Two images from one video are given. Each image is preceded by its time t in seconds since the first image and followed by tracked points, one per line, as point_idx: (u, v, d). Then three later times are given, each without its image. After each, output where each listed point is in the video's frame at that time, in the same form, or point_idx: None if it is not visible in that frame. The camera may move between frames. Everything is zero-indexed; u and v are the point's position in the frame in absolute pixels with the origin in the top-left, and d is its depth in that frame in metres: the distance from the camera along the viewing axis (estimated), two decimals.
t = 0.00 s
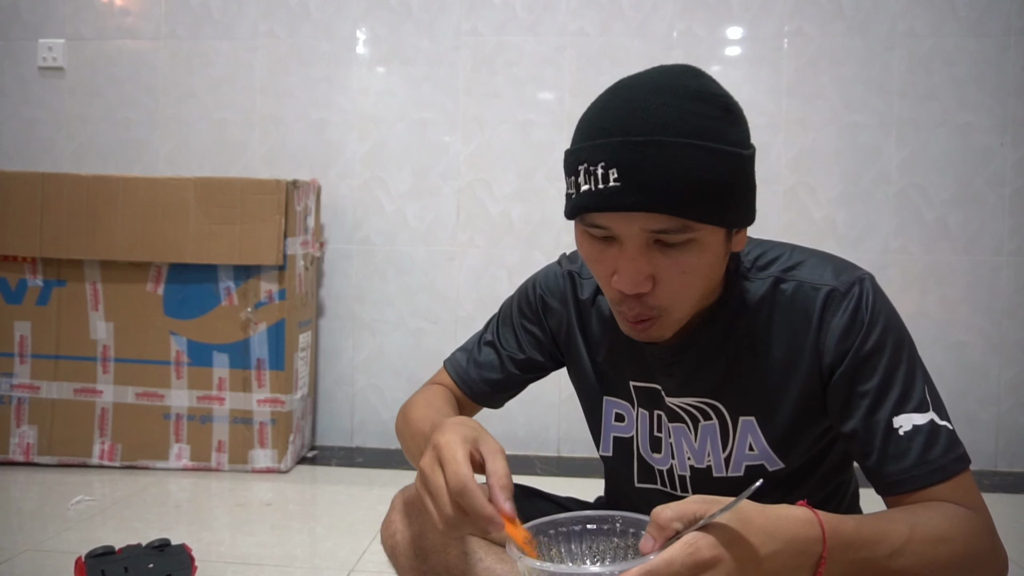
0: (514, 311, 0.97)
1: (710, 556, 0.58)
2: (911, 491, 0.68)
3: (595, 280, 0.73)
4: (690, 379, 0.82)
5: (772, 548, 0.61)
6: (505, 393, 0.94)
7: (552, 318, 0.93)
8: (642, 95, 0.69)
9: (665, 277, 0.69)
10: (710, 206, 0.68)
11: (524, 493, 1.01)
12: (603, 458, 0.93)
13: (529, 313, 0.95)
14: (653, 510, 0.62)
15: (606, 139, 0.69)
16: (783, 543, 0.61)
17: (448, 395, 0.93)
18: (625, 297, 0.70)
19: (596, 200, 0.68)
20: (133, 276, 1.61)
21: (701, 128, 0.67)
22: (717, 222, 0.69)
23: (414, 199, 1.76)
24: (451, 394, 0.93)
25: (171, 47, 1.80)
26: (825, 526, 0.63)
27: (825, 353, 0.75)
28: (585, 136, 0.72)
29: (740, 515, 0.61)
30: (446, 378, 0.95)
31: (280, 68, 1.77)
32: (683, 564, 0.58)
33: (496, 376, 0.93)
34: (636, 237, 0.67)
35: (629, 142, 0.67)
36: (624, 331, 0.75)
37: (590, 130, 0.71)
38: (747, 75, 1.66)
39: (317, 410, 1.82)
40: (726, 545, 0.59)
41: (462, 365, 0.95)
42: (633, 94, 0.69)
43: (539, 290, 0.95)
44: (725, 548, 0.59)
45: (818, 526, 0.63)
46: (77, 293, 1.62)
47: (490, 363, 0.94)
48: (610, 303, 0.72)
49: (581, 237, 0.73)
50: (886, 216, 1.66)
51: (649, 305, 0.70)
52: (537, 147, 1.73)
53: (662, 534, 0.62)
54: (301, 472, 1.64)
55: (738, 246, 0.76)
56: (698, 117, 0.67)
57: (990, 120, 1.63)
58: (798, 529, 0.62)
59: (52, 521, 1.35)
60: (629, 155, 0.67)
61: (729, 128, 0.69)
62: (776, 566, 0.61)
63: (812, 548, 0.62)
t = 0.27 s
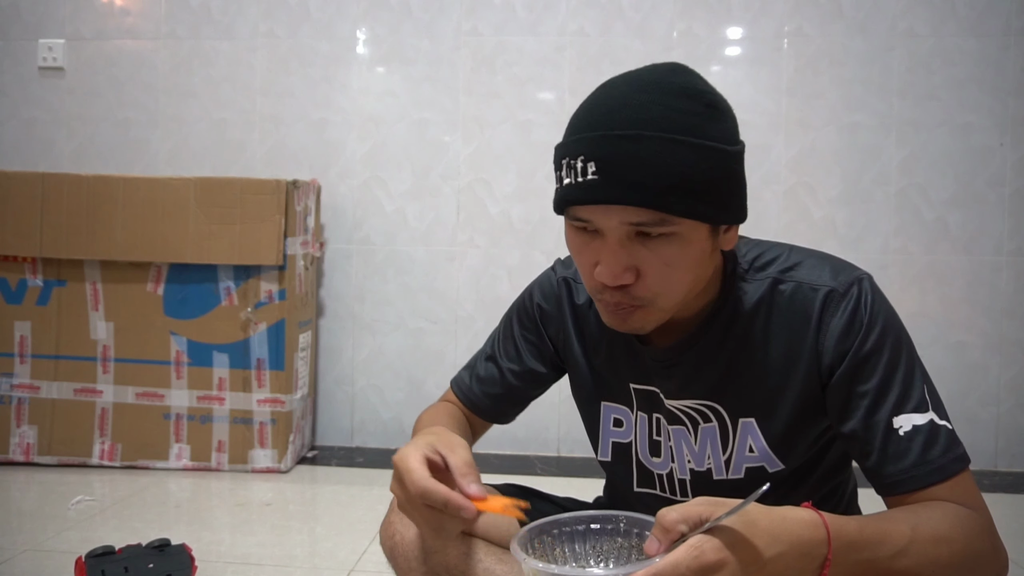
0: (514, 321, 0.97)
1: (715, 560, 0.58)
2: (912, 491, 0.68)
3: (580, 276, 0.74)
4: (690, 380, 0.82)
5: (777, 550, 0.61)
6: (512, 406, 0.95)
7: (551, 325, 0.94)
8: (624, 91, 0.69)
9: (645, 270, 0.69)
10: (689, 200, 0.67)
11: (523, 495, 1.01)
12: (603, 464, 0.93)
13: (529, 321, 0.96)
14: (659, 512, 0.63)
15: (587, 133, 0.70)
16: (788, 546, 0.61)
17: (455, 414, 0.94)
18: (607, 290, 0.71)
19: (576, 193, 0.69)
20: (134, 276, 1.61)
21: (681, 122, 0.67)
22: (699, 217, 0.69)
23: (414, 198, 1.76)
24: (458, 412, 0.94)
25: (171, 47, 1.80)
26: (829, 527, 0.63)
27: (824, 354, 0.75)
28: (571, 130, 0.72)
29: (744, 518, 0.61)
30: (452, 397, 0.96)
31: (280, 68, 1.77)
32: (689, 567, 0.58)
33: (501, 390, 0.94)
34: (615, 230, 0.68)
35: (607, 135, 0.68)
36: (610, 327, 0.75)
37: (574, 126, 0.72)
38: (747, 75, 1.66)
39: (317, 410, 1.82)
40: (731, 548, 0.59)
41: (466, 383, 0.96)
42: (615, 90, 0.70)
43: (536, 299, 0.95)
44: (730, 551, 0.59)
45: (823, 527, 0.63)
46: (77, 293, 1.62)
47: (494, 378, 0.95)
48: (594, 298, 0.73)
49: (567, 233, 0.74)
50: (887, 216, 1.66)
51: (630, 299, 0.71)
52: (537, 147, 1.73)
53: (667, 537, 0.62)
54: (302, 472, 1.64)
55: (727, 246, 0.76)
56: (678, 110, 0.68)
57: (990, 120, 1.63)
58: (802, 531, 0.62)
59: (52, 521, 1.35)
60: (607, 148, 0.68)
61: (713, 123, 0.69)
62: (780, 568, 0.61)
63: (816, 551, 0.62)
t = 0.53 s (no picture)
0: (514, 334, 0.97)
1: (708, 560, 0.58)
2: (907, 488, 0.68)
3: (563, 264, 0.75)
4: (685, 379, 0.82)
5: (772, 550, 0.60)
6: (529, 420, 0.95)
7: (551, 334, 0.94)
8: (599, 83, 0.73)
9: (619, 252, 0.70)
10: (660, 181, 0.69)
11: (525, 495, 1.00)
12: (601, 467, 0.93)
13: (529, 331, 0.95)
14: (653, 512, 0.63)
15: (564, 122, 0.73)
16: (783, 546, 0.61)
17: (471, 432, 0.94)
18: (585, 275, 0.72)
19: (551, 178, 0.72)
20: (134, 275, 1.61)
21: (651, 108, 0.70)
22: (672, 200, 0.70)
23: (414, 199, 1.76)
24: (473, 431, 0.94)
25: (171, 48, 1.80)
26: (823, 527, 0.63)
27: (817, 351, 0.75)
28: (551, 126, 0.76)
29: (739, 518, 0.61)
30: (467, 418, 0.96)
31: (281, 68, 1.77)
32: (682, 566, 0.58)
33: (515, 406, 0.94)
34: (589, 213, 0.70)
35: (580, 121, 0.71)
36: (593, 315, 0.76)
37: (554, 118, 0.76)
38: (747, 75, 1.66)
39: (317, 410, 1.82)
40: (725, 548, 0.59)
41: (478, 405, 0.95)
42: (590, 82, 0.73)
43: (534, 310, 0.95)
44: (724, 551, 0.59)
45: (817, 527, 0.63)
46: (78, 293, 1.62)
47: (504, 396, 0.95)
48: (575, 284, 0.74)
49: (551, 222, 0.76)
50: (886, 216, 1.66)
51: (607, 281, 0.72)
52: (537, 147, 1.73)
53: (661, 536, 0.63)
54: (301, 472, 1.64)
55: (708, 235, 0.77)
56: (647, 96, 0.70)
57: (990, 120, 1.63)
58: (798, 531, 0.62)
59: (52, 521, 1.35)
60: (579, 133, 0.71)
61: (683, 110, 0.71)
62: (775, 568, 0.61)
63: (811, 550, 0.62)
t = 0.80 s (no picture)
0: (511, 335, 0.97)
1: (704, 561, 0.59)
2: (902, 483, 0.68)
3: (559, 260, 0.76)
4: (681, 376, 0.82)
5: (768, 550, 0.61)
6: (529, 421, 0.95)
7: (548, 334, 0.94)
8: (590, 80, 0.73)
9: (614, 246, 0.70)
10: (653, 175, 0.69)
11: (523, 496, 1.00)
12: (600, 467, 0.93)
13: (525, 332, 0.96)
14: (649, 512, 0.63)
15: (556, 119, 0.74)
16: (779, 547, 0.61)
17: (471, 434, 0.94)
18: (581, 270, 0.72)
19: (546, 174, 0.72)
20: (134, 276, 1.61)
21: (641, 102, 0.70)
22: (665, 193, 0.70)
23: (414, 199, 1.76)
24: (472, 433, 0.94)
25: (171, 48, 1.80)
26: (818, 526, 0.63)
27: (812, 348, 0.75)
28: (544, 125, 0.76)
29: (735, 519, 0.61)
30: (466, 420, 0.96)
31: (281, 68, 1.77)
32: (677, 568, 0.59)
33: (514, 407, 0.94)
34: (584, 208, 0.70)
35: (572, 117, 0.72)
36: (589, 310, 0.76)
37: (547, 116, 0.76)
38: (747, 75, 1.66)
39: (317, 410, 1.82)
40: (720, 549, 0.59)
41: (477, 407, 0.96)
42: (582, 79, 0.74)
43: (530, 311, 0.95)
44: (719, 552, 0.59)
45: (812, 526, 0.63)
46: (78, 293, 1.62)
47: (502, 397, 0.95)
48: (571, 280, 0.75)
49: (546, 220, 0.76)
50: (886, 216, 1.66)
51: (603, 276, 0.72)
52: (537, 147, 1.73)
53: (656, 536, 0.62)
54: (302, 472, 1.64)
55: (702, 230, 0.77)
56: (637, 91, 0.70)
57: (989, 119, 1.63)
58: (794, 532, 0.62)
59: (52, 521, 1.35)
60: (571, 128, 0.71)
61: (674, 104, 0.71)
62: (771, 568, 0.61)
63: (807, 551, 0.62)
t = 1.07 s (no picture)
0: (509, 333, 0.97)
1: (703, 560, 0.59)
2: (904, 485, 0.67)
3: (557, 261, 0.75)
4: (682, 377, 0.82)
5: (767, 551, 0.60)
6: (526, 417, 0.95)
7: (546, 333, 0.93)
8: (581, 81, 0.73)
9: (611, 245, 0.70)
10: (647, 172, 0.69)
11: (522, 495, 1.00)
12: (599, 467, 0.93)
13: (523, 330, 0.95)
14: (648, 512, 0.63)
15: (549, 121, 0.74)
16: (777, 547, 0.61)
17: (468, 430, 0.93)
18: (579, 270, 0.72)
19: (540, 175, 0.72)
20: (134, 275, 1.61)
21: (633, 101, 0.70)
22: (660, 191, 0.70)
23: (414, 199, 1.76)
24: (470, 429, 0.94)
25: (171, 47, 1.80)
26: (819, 527, 0.63)
27: (813, 349, 0.75)
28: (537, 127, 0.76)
29: (734, 519, 0.61)
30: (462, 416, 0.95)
31: (281, 68, 1.77)
32: (677, 567, 0.58)
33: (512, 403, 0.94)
34: (579, 207, 0.70)
35: (565, 117, 0.72)
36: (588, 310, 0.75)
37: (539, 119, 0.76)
38: (747, 75, 1.66)
39: (317, 410, 1.82)
40: (719, 549, 0.59)
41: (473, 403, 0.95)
42: (573, 81, 0.74)
43: (529, 309, 0.95)
44: (718, 552, 0.59)
45: (812, 527, 0.63)
46: (78, 293, 1.61)
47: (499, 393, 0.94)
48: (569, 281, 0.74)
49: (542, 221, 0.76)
50: (886, 216, 1.66)
51: (600, 275, 0.72)
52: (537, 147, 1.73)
53: (655, 536, 0.62)
54: (301, 472, 1.64)
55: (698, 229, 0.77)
56: (627, 89, 0.71)
57: (990, 120, 1.63)
58: (793, 532, 0.62)
59: (52, 522, 1.35)
60: (564, 129, 0.71)
61: (665, 101, 0.71)
62: (770, 569, 0.61)
63: (806, 551, 0.62)
